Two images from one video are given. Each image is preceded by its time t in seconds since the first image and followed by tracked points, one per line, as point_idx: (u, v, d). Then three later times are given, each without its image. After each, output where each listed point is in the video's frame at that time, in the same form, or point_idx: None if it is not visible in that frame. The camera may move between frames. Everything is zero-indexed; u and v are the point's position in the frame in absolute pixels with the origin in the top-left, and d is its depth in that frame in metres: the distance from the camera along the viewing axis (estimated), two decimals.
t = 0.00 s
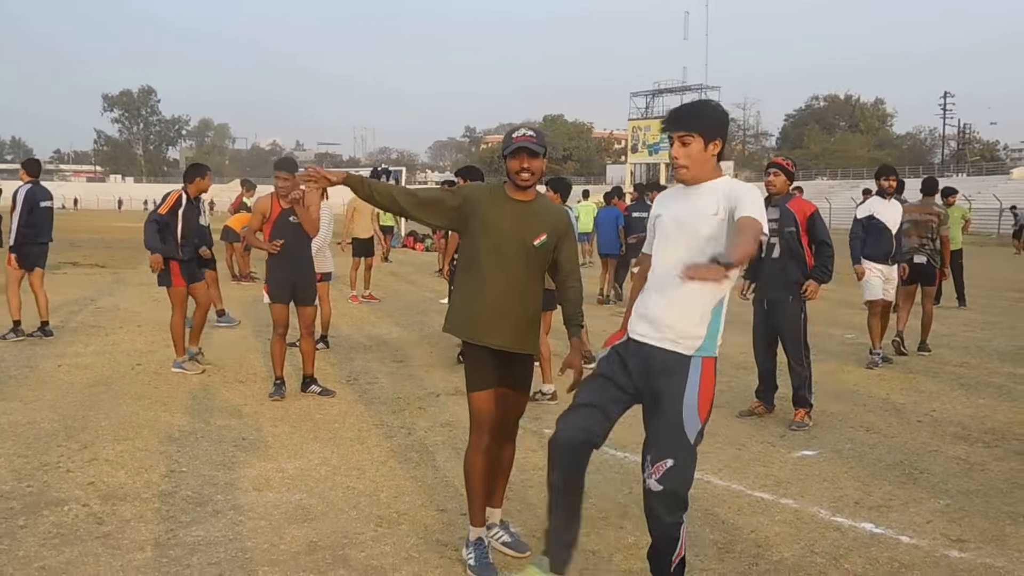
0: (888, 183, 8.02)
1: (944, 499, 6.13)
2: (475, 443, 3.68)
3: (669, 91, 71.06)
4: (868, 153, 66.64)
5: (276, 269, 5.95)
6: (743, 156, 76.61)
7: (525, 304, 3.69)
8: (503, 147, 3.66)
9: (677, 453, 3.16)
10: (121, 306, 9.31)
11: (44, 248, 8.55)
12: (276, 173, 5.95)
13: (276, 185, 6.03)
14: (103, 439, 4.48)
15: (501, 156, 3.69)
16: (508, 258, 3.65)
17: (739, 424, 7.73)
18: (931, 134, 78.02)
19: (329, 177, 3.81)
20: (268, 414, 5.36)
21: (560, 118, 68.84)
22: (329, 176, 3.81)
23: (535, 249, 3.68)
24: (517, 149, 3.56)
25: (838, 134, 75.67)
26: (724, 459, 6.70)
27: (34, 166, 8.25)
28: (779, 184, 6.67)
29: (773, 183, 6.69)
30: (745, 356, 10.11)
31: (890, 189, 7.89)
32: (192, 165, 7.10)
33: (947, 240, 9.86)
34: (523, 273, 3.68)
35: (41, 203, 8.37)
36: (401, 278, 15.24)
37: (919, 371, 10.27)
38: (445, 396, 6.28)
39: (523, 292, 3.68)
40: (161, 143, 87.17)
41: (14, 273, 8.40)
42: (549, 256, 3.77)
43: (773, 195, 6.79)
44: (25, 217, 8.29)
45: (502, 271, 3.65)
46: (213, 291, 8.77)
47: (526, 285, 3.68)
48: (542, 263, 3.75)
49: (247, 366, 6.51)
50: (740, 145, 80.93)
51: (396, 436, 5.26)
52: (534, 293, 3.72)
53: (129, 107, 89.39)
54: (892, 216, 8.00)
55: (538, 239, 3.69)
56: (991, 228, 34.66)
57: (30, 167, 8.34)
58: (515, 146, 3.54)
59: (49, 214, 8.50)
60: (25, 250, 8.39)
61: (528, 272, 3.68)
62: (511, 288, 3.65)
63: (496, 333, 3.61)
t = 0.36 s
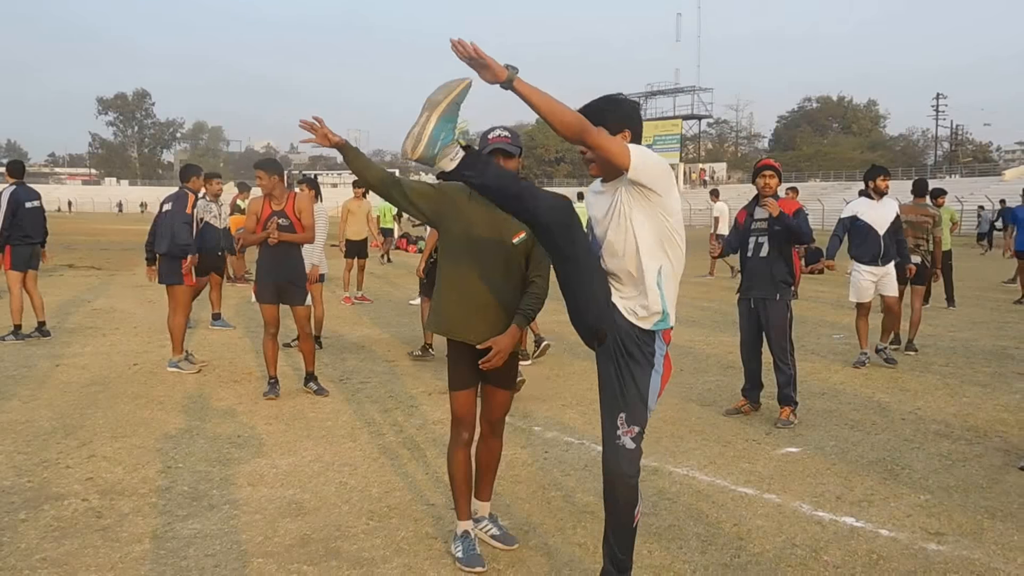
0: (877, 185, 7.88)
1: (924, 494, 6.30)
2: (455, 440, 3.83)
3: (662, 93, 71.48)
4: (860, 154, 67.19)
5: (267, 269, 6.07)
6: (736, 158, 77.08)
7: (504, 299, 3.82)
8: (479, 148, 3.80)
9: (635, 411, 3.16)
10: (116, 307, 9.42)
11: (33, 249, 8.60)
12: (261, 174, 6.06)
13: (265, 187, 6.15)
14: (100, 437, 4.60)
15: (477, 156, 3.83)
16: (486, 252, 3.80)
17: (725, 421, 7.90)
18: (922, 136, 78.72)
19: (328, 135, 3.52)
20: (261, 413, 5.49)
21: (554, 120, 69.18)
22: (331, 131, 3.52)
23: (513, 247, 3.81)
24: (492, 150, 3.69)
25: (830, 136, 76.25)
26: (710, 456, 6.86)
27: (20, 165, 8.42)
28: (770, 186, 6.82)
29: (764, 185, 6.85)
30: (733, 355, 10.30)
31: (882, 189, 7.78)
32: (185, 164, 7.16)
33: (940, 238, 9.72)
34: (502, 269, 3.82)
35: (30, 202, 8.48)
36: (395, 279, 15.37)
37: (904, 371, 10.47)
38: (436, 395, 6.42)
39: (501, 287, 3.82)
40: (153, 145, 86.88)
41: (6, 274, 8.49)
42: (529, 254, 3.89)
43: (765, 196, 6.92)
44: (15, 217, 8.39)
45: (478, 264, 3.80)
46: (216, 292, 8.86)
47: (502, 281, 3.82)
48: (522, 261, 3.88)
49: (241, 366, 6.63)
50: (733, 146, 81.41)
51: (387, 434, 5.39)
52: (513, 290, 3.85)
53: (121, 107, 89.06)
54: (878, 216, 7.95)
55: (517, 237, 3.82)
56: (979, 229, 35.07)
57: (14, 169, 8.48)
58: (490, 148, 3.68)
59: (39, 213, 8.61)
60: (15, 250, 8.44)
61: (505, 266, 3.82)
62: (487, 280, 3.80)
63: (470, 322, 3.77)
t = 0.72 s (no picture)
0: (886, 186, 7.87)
1: (908, 490, 6.45)
2: (448, 435, 3.93)
3: (657, 95, 71.84)
4: (853, 156, 67.66)
5: (262, 270, 6.19)
6: (731, 160, 77.47)
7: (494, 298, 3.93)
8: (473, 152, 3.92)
9: (590, 430, 3.26)
10: (113, 308, 9.51)
11: (28, 250, 8.64)
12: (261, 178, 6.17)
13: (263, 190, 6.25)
14: (99, 435, 4.70)
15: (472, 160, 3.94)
16: (477, 253, 3.92)
17: (714, 420, 8.05)
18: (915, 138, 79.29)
19: (332, 134, 3.69)
20: (257, 412, 5.59)
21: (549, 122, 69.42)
22: (332, 130, 3.70)
23: (503, 248, 3.93)
24: (486, 155, 3.78)
25: (824, 138, 76.73)
26: (698, 453, 7.00)
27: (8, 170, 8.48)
28: (759, 189, 7.00)
29: (754, 188, 7.01)
30: (723, 356, 10.46)
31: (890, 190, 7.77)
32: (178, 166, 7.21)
33: (930, 239, 9.88)
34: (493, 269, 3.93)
35: (20, 204, 8.52)
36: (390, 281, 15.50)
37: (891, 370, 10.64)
38: (430, 394, 6.53)
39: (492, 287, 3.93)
40: (148, 147, 86.73)
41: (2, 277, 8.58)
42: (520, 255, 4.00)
43: (753, 201, 7.14)
44: (7, 220, 8.45)
45: (469, 265, 3.91)
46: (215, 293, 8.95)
47: (492, 280, 3.93)
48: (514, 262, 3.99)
49: (237, 367, 6.73)
50: (728, 148, 81.80)
51: (381, 433, 5.51)
52: (503, 290, 3.95)
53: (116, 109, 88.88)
54: (882, 217, 7.91)
55: (508, 239, 3.93)
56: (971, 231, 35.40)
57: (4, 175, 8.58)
58: (483, 153, 3.77)
59: (32, 215, 8.64)
60: (9, 253, 8.51)
61: (495, 267, 3.93)
62: (477, 281, 3.91)
63: (459, 321, 3.88)
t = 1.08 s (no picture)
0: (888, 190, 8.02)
1: (895, 487, 6.59)
2: (427, 432, 3.98)
3: (648, 96, 72.26)
4: (842, 158, 68.36)
5: (261, 271, 6.20)
6: (722, 162, 78.03)
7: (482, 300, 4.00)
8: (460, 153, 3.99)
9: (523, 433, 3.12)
10: (106, 307, 9.50)
11: (18, 250, 8.57)
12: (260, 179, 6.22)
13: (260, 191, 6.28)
14: (97, 433, 4.73)
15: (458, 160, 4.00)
16: (466, 258, 4.00)
17: (705, 418, 8.19)
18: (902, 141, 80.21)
19: (333, 125, 3.70)
20: (252, 410, 5.63)
21: (541, 123, 69.76)
22: (333, 121, 3.71)
23: (490, 248, 4.00)
24: (477, 155, 3.83)
25: (813, 140, 77.46)
26: (690, 450, 7.12)
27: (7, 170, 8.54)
28: (751, 191, 7.10)
29: (746, 190, 7.12)
30: (713, 355, 10.61)
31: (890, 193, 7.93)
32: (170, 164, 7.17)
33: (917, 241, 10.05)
34: (482, 271, 4.00)
35: (14, 203, 8.51)
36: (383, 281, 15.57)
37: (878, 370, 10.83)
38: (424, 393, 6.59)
39: (479, 289, 4.00)
40: (137, 146, 86.10)
41: None
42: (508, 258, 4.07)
43: (744, 204, 7.23)
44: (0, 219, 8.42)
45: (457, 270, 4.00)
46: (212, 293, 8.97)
47: (481, 283, 4.00)
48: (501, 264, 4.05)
49: (232, 365, 6.76)
50: (719, 150, 82.39)
51: (377, 430, 5.57)
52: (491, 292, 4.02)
53: (105, 108, 88.13)
54: (881, 219, 8.05)
55: (496, 240, 4.00)
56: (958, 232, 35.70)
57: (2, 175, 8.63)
58: (474, 154, 3.81)
59: (27, 215, 8.63)
60: None
61: (483, 274, 4.01)
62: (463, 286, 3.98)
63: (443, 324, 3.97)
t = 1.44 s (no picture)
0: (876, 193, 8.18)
1: (882, 482, 6.72)
2: (421, 429, 4.05)
3: (640, 97, 72.51)
4: (832, 160, 68.95)
5: (260, 269, 6.27)
6: (712, 163, 78.48)
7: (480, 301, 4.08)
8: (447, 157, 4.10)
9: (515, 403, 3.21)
10: (100, 305, 9.48)
11: (16, 248, 8.57)
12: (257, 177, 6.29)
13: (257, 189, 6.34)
14: (94, 430, 4.76)
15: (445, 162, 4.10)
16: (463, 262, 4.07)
17: (697, 416, 8.29)
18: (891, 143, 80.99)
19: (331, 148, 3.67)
20: (248, 408, 5.66)
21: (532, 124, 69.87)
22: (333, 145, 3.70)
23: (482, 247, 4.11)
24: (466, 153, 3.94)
25: (803, 142, 78.07)
26: (682, 447, 7.22)
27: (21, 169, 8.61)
28: (743, 191, 7.22)
29: (737, 191, 7.25)
30: (704, 354, 10.73)
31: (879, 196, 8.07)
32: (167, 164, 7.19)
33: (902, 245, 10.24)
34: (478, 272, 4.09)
35: (19, 203, 8.53)
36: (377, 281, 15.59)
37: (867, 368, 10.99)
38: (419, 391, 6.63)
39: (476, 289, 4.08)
40: (128, 144, 85.49)
41: None
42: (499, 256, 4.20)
43: (736, 205, 7.34)
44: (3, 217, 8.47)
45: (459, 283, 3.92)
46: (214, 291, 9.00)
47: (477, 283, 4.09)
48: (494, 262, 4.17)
49: (227, 364, 6.77)
50: (710, 151, 82.88)
51: (373, 428, 5.61)
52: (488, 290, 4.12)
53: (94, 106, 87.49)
54: (872, 222, 8.17)
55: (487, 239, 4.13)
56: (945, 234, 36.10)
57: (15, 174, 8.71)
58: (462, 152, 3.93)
59: (30, 215, 8.66)
60: None
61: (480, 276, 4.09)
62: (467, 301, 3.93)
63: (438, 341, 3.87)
